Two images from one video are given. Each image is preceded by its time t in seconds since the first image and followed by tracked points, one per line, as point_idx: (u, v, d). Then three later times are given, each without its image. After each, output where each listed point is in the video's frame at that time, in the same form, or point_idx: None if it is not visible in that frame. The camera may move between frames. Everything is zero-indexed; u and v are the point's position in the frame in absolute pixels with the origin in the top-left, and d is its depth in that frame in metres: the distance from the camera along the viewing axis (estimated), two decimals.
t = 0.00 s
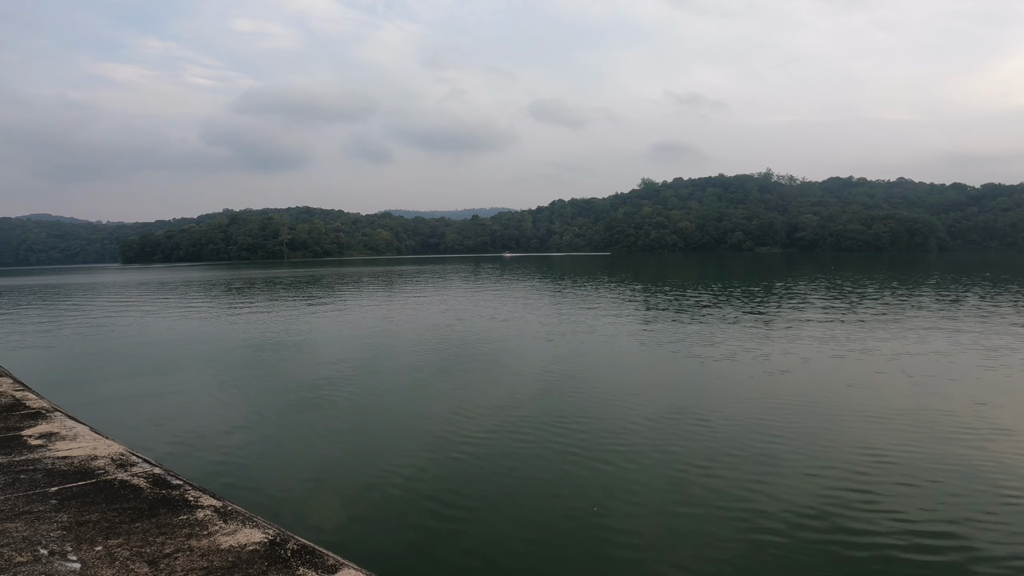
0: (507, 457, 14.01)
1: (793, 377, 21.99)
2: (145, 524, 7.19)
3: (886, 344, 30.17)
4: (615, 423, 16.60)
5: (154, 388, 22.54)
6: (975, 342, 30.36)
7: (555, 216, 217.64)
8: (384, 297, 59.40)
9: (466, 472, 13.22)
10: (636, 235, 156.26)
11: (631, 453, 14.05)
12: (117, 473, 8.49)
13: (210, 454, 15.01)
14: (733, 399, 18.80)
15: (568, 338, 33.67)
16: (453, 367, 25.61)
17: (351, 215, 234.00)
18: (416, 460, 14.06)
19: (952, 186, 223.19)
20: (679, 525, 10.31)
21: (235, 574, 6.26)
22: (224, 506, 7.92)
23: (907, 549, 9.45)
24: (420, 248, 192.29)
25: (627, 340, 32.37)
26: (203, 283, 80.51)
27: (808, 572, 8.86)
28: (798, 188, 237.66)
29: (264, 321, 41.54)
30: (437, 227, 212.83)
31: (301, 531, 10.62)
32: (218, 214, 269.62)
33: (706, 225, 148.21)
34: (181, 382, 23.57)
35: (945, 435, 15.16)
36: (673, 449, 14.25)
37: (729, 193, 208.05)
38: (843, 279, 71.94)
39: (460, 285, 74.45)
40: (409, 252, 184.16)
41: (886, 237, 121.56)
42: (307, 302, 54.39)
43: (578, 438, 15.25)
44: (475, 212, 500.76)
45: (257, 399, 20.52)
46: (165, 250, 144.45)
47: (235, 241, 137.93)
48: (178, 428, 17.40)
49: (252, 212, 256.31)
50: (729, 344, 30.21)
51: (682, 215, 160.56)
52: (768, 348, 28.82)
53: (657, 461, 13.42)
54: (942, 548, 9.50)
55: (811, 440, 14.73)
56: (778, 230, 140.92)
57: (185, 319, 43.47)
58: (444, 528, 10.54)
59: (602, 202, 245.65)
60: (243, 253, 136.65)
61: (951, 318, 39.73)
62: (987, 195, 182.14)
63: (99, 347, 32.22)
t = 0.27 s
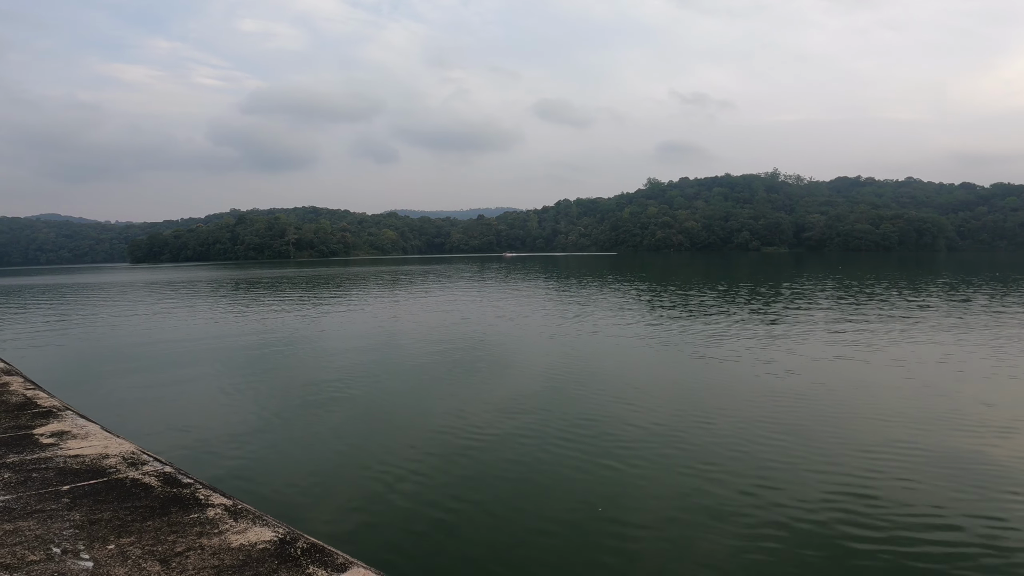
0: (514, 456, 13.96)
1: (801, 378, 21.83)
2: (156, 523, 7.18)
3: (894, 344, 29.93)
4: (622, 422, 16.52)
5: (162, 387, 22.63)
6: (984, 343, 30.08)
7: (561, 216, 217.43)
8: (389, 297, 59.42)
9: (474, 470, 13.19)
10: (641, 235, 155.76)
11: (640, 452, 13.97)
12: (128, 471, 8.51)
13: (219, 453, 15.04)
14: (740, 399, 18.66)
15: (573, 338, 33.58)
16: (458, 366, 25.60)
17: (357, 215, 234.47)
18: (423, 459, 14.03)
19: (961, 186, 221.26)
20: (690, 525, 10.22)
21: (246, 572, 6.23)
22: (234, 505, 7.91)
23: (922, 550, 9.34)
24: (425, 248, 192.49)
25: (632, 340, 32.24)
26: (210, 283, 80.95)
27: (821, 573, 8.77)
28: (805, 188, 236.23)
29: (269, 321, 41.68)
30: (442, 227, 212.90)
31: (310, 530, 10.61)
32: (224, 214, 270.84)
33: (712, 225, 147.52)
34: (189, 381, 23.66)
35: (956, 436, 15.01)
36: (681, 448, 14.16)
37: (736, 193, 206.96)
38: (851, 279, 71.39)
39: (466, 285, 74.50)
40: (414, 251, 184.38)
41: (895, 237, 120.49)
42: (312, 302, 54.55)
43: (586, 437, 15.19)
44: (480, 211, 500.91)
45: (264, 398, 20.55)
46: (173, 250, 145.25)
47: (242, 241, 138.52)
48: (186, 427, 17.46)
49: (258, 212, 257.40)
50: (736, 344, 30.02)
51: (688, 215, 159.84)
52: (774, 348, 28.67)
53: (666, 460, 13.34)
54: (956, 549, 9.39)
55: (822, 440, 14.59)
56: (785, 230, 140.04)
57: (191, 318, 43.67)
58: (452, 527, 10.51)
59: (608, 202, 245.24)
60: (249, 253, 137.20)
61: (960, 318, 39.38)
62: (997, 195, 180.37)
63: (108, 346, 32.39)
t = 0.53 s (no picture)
0: (523, 456, 13.89)
1: (810, 378, 21.62)
2: (169, 522, 7.16)
3: (903, 345, 29.65)
4: (630, 422, 16.43)
5: (170, 387, 22.69)
6: (996, 343, 29.71)
7: (567, 216, 217.10)
8: (395, 296, 59.42)
9: (482, 469, 13.11)
10: (648, 235, 155.21)
11: (649, 452, 13.86)
12: (140, 470, 8.50)
13: (228, 452, 15.05)
14: (749, 399, 18.49)
15: (579, 338, 33.43)
16: (463, 366, 25.55)
17: (363, 215, 235.03)
18: (431, 458, 13.98)
19: (971, 185, 219.05)
20: (701, 525, 10.11)
21: (257, 572, 6.19)
22: (245, 505, 7.88)
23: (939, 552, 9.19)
24: (431, 248, 192.71)
25: (638, 340, 32.06)
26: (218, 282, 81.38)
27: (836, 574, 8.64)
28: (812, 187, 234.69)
29: (276, 320, 41.73)
30: (448, 226, 213.02)
31: (319, 528, 10.59)
32: (231, 214, 272.09)
33: (719, 225, 146.77)
34: (196, 380, 23.70)
35: (970, 437, 14.82)
36: (692, 448, 14.04)
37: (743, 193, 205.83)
38: (860, 279, 70.76)
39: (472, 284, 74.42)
40: (420, 251, 184.57)
41: (904, 237, 119.36)
42: (319, 301, 54.69)
43: (594, 437, 15.09)
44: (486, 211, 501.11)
45: (271, 397, 20.54)
46: (181, 249, 146.14)
47: (249, 241, 139.15)
48: (195, 426, 17.49)
49: (265, 211, 258.58)
50: (743, 344, 29.75)
51: (695, 214, 159.11)
52: (782, 348, 28.44)
53: (676, 460, 13.23)
54: (974, 551, 9.23)
55: (833, 440, 14.43)
56: (793, 229, 139.05)
57: (199, 318, 43.79)
58: (461, 526, 10.45)
59: (614, 202, 244.63)
60: (256, 253, 137.80)
61: (970, 318, 38.97)
62: (1008, 195, 178.38)
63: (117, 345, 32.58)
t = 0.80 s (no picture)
0: (533, 455, 13.77)
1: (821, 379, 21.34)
2: (182, 523, 7.09)
3: (914, 345, 29.30)
4: (640, 422, 16.27)
5: (179, 386, 22.71)
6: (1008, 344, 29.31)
7: (573, 215, 216.73)
8: (402, 296, 59.38)
9: (492, 469, 13.01)
10: (654, 235, 154.71)
11: (661, 452, 13.70)
12: (153, 470, 8.44)
13: (237, 450, 15.01)
14: (760, 400, 18.27)
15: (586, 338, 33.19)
16: (469, 365, 25.44)
17: (369, 215, 235.68)
18: (441, 457, 13.89)
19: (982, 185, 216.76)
20: (716, 526, 9.95)
21: (271, 572, 6.11)
22: (258, 504, 7.80)
23: (961, 555, 8.99)
24: (438, 248, 193.01)
25: (646, 340, 31.82)
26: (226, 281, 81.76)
27: None
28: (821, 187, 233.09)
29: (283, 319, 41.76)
30: (454, 226, 213.28)
31: (329, 527, 10.51)
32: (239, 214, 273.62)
33: (726, 225, 146.02)
34: (205, 379, 23.71)
35: (987, 438, 14.57)
36: (704, 448, 13.85)
37: (750, 192, 204.74)
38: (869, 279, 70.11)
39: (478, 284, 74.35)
40: (427, 250, 184.85)
41: (913, 236, 118.19)
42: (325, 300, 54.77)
43: (605, 437, 14.95)
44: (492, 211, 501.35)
45: (279, 396, 20.51)
46: (189, 249, 147.12)
47: (257, 240, 139.87)
48: (205, 424, 17.47)
49: (272, 211, 259.80)
50: (751, 345, 29.52)
51: (702, 214, 158.43)
52: (791, 349, 28.13)
53: (688, 460, 13.06)
54: (996, 554, 9.03)
55: (847, 441, 14.23)
56: (801, 229, 138.07)
57: (207, 317, 43.89)
58: (472, 525, 10.34)
59: (621, 201, 244.04)
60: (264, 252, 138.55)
61: (982, 319, 38.50)
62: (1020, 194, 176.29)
63: (126, 344, 32.77)
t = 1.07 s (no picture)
0: (541, 454, 13.67)
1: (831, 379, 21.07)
2: (194, 522, 7.04)
3: (925, 345, 28.91)
4: (648, 421, 16.13)
5: (188, 384, 22.74)
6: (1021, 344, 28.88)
7: (580, 215, 216.27)
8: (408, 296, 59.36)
9: (500, 468, 12.92)
10: (661, 234, 154.05)
11: (671, 451, 13.55)
12: (164, 469, 8.42)
13: (245, 449, 14.99)
14: (770, 400, 18.05)
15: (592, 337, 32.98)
16: (475, 365, 25.34)
17: (376, 215, 236.25)
18: (449, 456, 13.80)
19: (993, 185, 214.34)
20: (729, 526, 9.81)
21: (281, 572, 6.05)
22: (269, 504, 7.75)
23: (981, 557, 8.80)
24: (444, 247, 193.16)
25: (653, 340, 31.58)
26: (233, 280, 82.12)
27: None
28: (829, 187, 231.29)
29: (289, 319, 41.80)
30: (461, 226, 213.28)
31: (338, 524, 10.46)
32: (247, 213, 275.04)
33: (733, 225, 145.14)
34: (213, 378, 23.73)
35: (1003, 439, 14.32)
36: (715, 448, 13.70)
37: (758, 192, 203.45)
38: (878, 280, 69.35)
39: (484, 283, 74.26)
40: (433, 250, 184.93)
41: (924, 236, 116.85)
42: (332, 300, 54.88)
43: (613, 436, 14.82)
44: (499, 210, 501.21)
45: (286, 395, 20.48)
46: (198, 248, 148.02)
47: (264, 240, 140.46)
48: (213, 423, 17.47)
49: (280, 211, 261.01)
50: (758, 344, 29.29)
51: (709, 214, 157.60)
52: (800, 349, 27.84)
53: (699, 460, 12.91)
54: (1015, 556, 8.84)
55: (859, 441, 14.03)
56: (809, 229, 136.87)
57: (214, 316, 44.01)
58: (481, 523, 10.25)
59: (627, 201, 243.26)
60: (271, 251, 139.09)
61: (993, 319, 38.00)
62: None
63: (134, 343, 32.99)
